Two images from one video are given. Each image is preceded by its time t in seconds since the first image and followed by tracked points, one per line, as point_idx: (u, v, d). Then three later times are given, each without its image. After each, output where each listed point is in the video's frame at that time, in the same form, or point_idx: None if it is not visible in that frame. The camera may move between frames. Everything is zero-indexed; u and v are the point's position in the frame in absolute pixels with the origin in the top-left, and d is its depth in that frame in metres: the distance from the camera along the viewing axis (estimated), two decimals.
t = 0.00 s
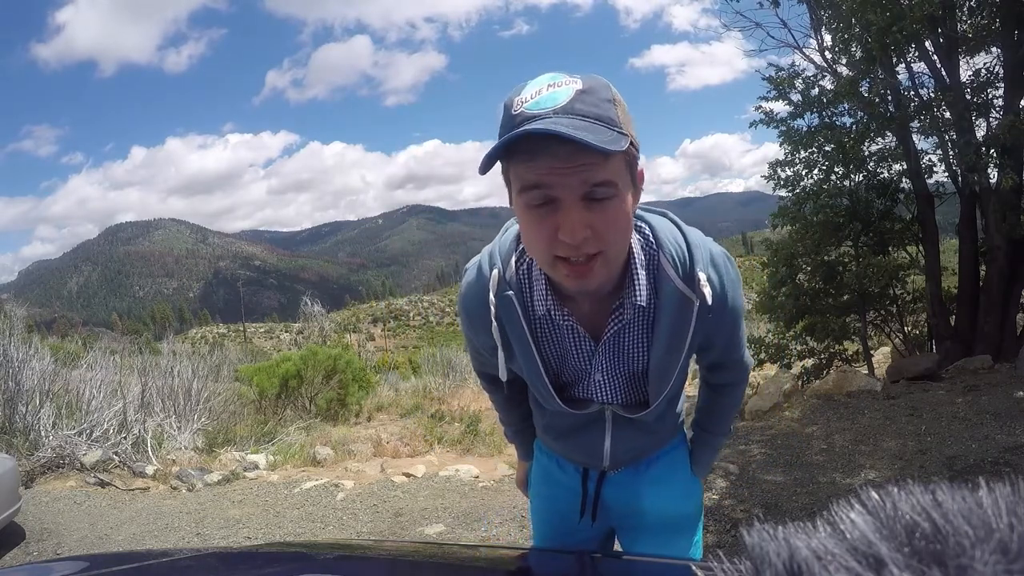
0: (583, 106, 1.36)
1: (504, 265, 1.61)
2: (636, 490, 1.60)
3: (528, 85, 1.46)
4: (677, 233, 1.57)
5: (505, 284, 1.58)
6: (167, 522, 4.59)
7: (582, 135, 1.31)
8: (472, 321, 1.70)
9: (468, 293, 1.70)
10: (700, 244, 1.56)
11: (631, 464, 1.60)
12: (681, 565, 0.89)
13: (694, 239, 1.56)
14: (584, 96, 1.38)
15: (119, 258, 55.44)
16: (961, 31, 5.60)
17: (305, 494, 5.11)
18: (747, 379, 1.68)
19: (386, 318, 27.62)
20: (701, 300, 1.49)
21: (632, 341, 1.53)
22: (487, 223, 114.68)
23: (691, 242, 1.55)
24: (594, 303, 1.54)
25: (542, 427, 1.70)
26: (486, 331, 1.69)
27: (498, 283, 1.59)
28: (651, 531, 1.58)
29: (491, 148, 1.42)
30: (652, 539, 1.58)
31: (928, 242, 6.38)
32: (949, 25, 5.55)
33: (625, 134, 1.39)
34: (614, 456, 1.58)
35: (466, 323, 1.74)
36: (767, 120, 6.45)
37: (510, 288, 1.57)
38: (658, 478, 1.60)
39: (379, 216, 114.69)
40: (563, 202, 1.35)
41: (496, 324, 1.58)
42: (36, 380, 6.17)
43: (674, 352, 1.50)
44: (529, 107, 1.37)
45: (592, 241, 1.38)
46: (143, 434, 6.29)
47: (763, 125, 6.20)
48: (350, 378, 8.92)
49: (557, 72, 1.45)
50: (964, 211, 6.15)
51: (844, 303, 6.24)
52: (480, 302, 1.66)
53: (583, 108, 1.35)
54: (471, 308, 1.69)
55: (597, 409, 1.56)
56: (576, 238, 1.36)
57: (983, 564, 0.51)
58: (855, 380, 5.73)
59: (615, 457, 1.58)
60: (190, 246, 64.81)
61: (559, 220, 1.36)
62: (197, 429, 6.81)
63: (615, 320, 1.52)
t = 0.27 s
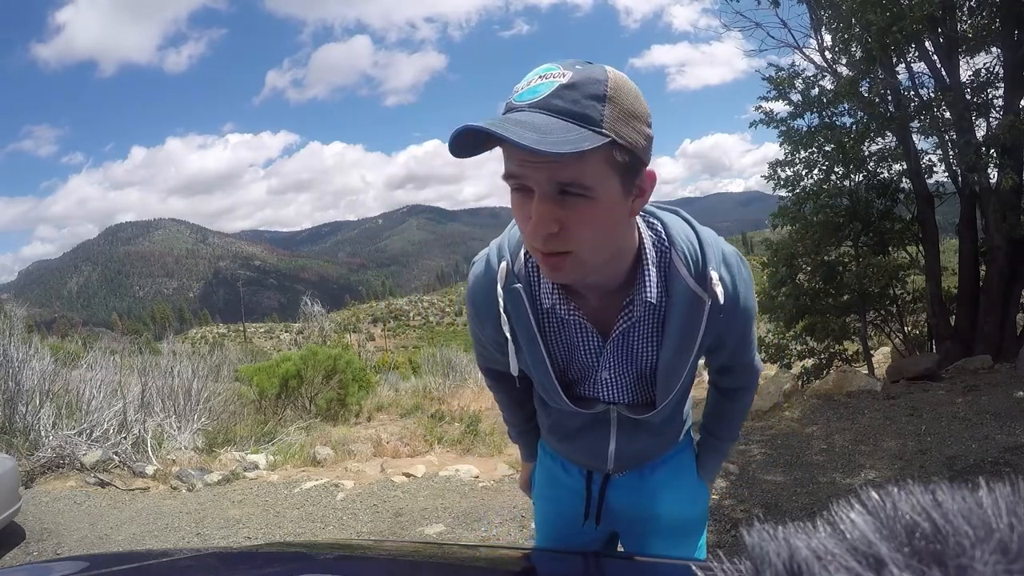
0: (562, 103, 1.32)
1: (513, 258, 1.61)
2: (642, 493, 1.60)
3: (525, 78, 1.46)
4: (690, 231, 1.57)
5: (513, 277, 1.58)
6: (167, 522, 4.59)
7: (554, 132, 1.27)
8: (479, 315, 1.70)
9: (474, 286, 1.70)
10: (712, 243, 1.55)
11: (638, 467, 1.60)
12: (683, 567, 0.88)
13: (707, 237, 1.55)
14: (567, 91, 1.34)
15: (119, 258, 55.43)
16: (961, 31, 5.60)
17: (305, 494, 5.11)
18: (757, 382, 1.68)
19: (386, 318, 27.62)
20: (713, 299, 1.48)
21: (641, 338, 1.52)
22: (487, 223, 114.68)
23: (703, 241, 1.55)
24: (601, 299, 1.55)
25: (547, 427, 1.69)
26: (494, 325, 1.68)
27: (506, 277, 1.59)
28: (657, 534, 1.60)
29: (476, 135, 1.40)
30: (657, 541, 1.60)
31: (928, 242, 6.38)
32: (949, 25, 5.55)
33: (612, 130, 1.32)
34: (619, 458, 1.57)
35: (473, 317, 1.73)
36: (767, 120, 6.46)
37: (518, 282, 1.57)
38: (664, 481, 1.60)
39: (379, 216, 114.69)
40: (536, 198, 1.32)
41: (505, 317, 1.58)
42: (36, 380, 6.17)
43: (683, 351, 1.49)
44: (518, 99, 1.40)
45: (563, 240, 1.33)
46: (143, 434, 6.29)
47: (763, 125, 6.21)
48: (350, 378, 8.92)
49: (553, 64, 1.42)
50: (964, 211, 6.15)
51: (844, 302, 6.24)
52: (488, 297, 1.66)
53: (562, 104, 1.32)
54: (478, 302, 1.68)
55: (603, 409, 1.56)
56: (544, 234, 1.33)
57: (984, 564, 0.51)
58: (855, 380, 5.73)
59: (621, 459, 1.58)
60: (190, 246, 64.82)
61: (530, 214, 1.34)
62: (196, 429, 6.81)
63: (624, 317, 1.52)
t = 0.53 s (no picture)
0: (556, 80, 1.20)
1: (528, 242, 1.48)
2: (653, 498, 1.43)
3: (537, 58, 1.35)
4: (714, 228, 1.38)
5: (526, 262, 1.44)
6: (167, 522, 4.59)
7: (543, 111, 1.16)
8: (492, 298, 1.57)
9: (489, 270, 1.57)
10: (734, 243, 1.36)
11: (648, 470, 1.43)
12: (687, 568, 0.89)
13: (728, 237, 1.36)
14: (564, 70, 1.21)
15: (119, 257, 55.43)
16: (961, 31, 5.60)
17: (305, 494, 5.10)
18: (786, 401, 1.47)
19: (386, 318, 27.62)
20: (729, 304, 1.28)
21: (649, 338, 1.36)
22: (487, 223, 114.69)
23: (725, 240, 1.35)
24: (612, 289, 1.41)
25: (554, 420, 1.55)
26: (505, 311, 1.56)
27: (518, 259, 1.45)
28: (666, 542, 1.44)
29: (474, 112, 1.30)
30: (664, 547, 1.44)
31: (928, 242, 6.37)
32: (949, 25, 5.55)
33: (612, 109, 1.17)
34: (622, 461, 1.41)
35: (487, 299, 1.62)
36: (767, 120, 6.46)
37: (531, 266, 1.43)
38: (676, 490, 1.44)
39: (379, 216, 114.70)
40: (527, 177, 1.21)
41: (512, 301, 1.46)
42: (36, 380, 6.17)
43: (690, 357, 1.31)
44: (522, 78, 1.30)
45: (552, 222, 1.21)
46: (143, 434, 6.29)
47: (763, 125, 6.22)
48: (350, 378, 8.92)
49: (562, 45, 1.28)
50: (964, 211, 6.15)
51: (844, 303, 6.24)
52: (500, 280, 1.53)
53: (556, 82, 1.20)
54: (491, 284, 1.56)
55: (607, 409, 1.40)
56: (532, 214, 1.21)
57: (984, 564, 0.51)
58: (855, 380, 5.73)
59: (628, 461, 1.41)
60: (190, 246, 64.82)
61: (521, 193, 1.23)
62: (196, 429, 6.81)
63: (631, 313, 1.36)
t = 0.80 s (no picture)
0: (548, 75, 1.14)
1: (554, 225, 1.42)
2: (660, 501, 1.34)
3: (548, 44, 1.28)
4: (741, 229, 1.24)
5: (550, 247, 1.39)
6: (167, 522, 4.59)
7: (525, 105, 1.12)
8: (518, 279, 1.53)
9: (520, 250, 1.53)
10: (762, 249, 1.21)
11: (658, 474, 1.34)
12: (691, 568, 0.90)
13: (755, 242, 1.21)
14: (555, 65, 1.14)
15: (119, 258, 55.42)
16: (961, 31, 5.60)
17: (305, 494, 5.10)
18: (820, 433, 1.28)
19: (386, 318, 27.63)
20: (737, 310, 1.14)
21: (656, 335, 1.27)
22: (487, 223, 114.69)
23: (748, 244, 1.21)
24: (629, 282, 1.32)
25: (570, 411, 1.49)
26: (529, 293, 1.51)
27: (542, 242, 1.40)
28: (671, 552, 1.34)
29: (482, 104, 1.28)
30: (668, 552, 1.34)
31: (928, 242, 6.37)
32: (949, 25, 5.55)
33: (596, 103, 1.10)
34: (628, 459, 1.32)
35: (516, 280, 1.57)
36: (767, 120, 6.46)
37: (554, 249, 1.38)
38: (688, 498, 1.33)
39: (379, 216, 114.70)
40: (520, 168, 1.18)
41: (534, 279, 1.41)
42: (36, 380, 6.17)
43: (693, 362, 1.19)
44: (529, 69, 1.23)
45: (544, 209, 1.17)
46: (142, 434, 6.29)
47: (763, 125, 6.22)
48: (350, 378, 8.93)
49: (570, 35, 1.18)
50: (964, 211, 6.15)
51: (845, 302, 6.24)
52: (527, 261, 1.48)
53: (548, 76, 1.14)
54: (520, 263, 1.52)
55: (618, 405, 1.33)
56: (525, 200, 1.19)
57: (983, 564, 0.51)
58: (855, 380, 5.73)
59: (634, 461, 1.32)
60: (190, 246, 64.82)
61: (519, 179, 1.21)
62: (196, 429, 6.81)
63: (640, 306, 1.27)
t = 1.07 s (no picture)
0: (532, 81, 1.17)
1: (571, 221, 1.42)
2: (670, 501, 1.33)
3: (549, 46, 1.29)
4: (755, 232, 1.22)
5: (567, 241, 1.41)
6: (167, 522, 4.59)
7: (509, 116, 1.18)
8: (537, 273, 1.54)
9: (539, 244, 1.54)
10: (774, 252, 1.18)
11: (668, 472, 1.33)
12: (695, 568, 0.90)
13: (767, 245, 1.19)
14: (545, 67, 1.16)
15: (118, 258, 55.40)
16: (961, 31, 5.60)
17: (305, 494, 5.10)
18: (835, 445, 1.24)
19: (386, 318, 27.62)
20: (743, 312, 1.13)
21: (664, 333, 1.27)
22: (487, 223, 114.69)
23: (759, 247, 1.19)
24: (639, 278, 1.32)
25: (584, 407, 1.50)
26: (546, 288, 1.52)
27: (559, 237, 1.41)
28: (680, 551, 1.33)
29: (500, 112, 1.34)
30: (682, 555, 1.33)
31: (928, 242, 6.37)
32: (949, 25, 5.55)
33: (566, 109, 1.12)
34: (639, 457, 1.33)
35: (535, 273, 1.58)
36: (767, 120, 6.46)
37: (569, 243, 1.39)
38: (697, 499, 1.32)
39: (379, 216, 114.69)
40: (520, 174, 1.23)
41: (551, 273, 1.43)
42: (36, 380, 6.17)
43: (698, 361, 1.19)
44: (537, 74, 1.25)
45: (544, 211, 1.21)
46: (142, 434, 6.30)
47: (763, 125, 6.24)
48: (350, 378, 8.93)
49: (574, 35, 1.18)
50: (964, 211, 6.15)
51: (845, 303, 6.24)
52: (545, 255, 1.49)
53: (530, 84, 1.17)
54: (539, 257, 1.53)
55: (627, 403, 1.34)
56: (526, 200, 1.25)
57: (983, 565, 0.51)
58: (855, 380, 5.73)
59: (644, 458, 1.32)
60: (190, 246, 64.81)
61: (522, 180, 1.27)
62: (197, 429, 6.82)
63: (647, 304, 1.27)
